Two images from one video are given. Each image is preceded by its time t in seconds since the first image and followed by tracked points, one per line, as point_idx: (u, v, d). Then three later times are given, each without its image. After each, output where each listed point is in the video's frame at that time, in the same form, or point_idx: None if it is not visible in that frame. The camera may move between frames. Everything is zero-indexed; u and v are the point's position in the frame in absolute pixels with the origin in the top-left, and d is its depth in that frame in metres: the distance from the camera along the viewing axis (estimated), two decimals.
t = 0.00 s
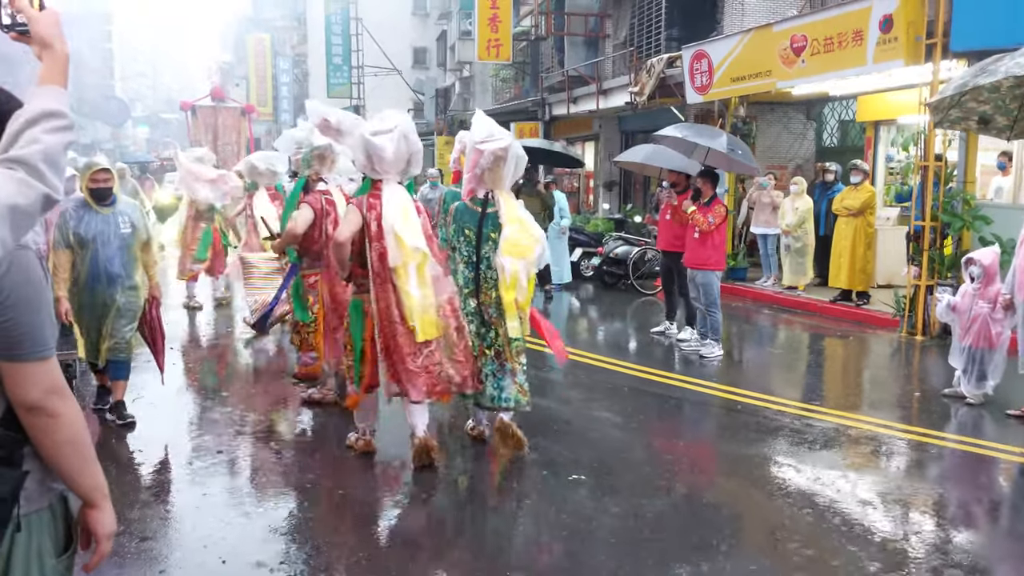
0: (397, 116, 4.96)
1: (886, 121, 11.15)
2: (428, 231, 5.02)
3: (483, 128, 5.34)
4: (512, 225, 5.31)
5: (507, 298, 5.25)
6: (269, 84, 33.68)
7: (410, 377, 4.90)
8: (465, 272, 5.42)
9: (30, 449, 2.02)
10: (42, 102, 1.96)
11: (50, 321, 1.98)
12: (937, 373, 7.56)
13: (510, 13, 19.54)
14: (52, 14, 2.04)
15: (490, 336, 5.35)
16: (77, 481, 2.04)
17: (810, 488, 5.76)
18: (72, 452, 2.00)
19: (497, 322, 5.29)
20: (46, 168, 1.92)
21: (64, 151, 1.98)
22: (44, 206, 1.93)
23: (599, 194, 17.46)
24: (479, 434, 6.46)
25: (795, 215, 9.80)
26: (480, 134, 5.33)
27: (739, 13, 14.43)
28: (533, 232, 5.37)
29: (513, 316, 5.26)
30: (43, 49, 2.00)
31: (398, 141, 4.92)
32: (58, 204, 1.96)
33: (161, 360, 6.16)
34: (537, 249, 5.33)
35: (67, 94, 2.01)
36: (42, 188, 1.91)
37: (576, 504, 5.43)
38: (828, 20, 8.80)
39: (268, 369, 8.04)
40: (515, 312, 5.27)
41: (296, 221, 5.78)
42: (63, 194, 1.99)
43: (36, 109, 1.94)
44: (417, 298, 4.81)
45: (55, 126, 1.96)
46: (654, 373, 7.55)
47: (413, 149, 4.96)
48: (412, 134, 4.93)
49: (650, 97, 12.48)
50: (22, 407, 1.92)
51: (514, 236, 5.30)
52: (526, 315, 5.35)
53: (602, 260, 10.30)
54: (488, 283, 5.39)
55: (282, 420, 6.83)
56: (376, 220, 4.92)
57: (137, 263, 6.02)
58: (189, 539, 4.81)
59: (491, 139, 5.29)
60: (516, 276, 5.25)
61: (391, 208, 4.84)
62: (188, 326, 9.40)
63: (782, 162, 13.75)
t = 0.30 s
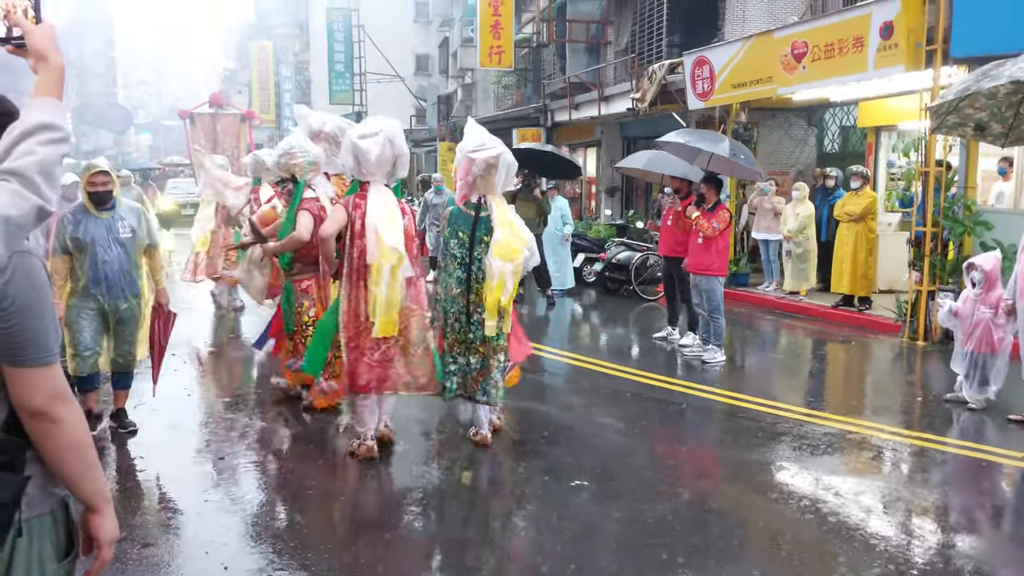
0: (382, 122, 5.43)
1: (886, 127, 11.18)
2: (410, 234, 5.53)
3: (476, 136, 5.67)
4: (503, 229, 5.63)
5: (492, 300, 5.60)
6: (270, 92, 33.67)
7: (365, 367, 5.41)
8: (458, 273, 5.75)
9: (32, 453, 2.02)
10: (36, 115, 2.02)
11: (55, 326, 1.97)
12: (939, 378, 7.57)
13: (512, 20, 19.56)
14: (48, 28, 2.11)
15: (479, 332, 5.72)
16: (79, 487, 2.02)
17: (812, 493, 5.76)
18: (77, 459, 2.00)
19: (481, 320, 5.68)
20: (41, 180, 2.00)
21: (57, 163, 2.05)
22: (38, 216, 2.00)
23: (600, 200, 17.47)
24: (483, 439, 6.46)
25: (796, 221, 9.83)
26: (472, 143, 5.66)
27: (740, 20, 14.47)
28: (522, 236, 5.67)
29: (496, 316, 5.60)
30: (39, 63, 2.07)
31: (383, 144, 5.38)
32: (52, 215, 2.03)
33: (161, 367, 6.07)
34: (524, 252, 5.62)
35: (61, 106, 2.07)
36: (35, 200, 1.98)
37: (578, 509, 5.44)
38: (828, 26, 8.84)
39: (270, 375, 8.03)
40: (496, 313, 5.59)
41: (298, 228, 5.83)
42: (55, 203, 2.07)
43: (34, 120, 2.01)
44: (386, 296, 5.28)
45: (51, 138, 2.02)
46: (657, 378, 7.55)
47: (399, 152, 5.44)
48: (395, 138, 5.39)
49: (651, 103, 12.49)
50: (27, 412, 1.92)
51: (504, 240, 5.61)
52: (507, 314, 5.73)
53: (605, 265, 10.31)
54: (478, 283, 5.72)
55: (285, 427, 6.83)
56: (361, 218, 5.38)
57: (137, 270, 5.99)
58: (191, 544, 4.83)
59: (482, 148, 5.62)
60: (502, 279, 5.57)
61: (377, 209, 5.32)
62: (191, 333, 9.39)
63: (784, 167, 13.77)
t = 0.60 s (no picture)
0: (380, 134, 5.33)
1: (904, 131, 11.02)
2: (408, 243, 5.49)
3: (480, 148, 5.65)
4: (507, 237, 5.64)
5: (498, 304, 5.62)
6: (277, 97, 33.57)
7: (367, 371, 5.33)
8: (463, 279, 5.68)
9: (34, 462, 1.94)
10: (65, 120, 1.95)
11: (59, 332, 1.90)
12: (957, 388, 7.39)
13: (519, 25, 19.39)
14: (76, 33, 2.03)
15: (483, 336, 5.66)
16: (83, 497, 1.94)
17: (827, 506, 5.59)
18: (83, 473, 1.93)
19: (486, 324, 5.64)
20: (76, 186, 1.94)
21: (89, 169, 1.99)
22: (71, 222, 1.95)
23: (608, 205, 17.33)
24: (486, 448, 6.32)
25: (810, 227, 9.67)
26: (476, 155, 5.63)
27: (751, 21, 14.40)
28: (526, 245, 5.71)
29: (502, 321, 5.61)
30: (67, 69, 1.99)
31: (384, 156, 5.28)
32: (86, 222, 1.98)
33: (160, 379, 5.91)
34: (529, 259, 5.68)
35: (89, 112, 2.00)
36: (72, 207, 1.93)
37: (586, 520, 5.29)
38: (842, 28, 8.69)
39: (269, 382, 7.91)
40: (502, 317, 5.62)
41: (299, 238, 5.73)
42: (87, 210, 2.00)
43: (64, 127, 1.94)
44: (388, 304, 5.27)
45: (84, 144, 1.96)
46: (667, 389, 7.37)
47: (399, 163, 5.34)
48: (396, 150, 5.29)
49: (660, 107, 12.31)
50: (31, 421, 1.85)
51: (508, 249, 5.63)
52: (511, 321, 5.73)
53: (613, 272, 10.21)
54: (482, 289, 5.68)
55: (285, 435, 6.70)
56: (364, 229, 5.25)
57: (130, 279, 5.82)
58: (195, 556, 4.69)
59: (487, 160, 5.60)
60: (509, 285, 5.60)
61: (380, 218, 5.24)
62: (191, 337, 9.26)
63: (796, 172, 13.61)
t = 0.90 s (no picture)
0: (354, 111, 4.25)
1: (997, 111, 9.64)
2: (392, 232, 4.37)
3: (477, 128, 4.58)
4: (511, 229, 4.58)
5: (505, 305, 4.60)
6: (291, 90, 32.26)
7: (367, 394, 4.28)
8: (466, 278, 4.66)
9: None
10: (23, 112, 2.35)
11: None
12: None
13: None
14: None
15: (488, 344, 4.67)
16: None
17: (909, 567, 4.22)
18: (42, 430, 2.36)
19: (491, 330, 4.65)
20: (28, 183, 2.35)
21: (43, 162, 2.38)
22: None
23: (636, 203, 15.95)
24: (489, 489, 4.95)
25: (886, 226, 8.46)
26: (472, 135, 4.55)
27: None
28: (534, 236, 4.65)
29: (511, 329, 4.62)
30: (18, 50, 2.44)
31: (362, 138, 4.22)
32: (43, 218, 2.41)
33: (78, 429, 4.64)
34: (540, 253, 4.64)
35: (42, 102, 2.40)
36: None
37: None
38: None
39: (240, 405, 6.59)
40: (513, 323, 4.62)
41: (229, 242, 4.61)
42: None
43: None
44: (381, 309, 4.23)
45: None
46: (712, 421, 6.00)
47: (376, 142, 4.30)
48: (374, 129, 4.24)
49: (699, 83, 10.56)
50: None
51: (515, 241, 4.58)
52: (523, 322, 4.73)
53: (646, 281, 8.91)
54: (484, 289, 4.66)
55: (238, 464, 5.35)
56: (342, 222, 4.18)
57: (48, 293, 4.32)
58: None
59: (486, 140, 4.52)
60: (516, 285, 4.57)
61: (357, 208, 4.18)
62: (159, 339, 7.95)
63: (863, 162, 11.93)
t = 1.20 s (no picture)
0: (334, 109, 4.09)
1: None
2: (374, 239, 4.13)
3: (472, 131, 4.38)
4: (509, 233, 4.29)
5: (513, 314, 4.28)
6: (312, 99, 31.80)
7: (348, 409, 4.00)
8: (461, 287, 4.34)
9: None
10: (16, 115, 1.81)
11: None
12: None
13: None
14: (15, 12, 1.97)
15: (496, 356, 4.30)
16: None
17: None
18: None
19: (500, 341, 4.29)
20: (20, 196, 1.80)
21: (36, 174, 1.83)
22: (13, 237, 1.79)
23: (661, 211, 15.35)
24: (495, 518, 4.35)
25: (939, 230, 7.95)
26: (466, 136, 4.35)
27: None
28: (533, 240, 4.36)
29: (520, 336, 4.28)
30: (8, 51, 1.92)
31: (340, 138, 4.03)
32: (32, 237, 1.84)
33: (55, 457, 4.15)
34: (542, 256, 4.34)
35: (37, 104, 1.86)
36: (17, 219, 1.79)
37: None
38: None
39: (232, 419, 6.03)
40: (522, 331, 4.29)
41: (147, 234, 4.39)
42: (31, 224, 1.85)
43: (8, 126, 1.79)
44: (362, 319, 3.93)
45: (30, 143, 1.81)
46: (747, 446, 5.38)
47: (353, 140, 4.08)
48: (353, 130, 4.06)
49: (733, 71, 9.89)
50: None
51: (515, 246, 4.29)
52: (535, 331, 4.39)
53: (675, 290, 8.38)
54: (487, 299, 4.32)
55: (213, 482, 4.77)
56: (317, 227, 3.96)
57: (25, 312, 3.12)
58: None
59: (479, 142, 4.33)
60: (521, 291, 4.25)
61: (333, 212, 3.95)
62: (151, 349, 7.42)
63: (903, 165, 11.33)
